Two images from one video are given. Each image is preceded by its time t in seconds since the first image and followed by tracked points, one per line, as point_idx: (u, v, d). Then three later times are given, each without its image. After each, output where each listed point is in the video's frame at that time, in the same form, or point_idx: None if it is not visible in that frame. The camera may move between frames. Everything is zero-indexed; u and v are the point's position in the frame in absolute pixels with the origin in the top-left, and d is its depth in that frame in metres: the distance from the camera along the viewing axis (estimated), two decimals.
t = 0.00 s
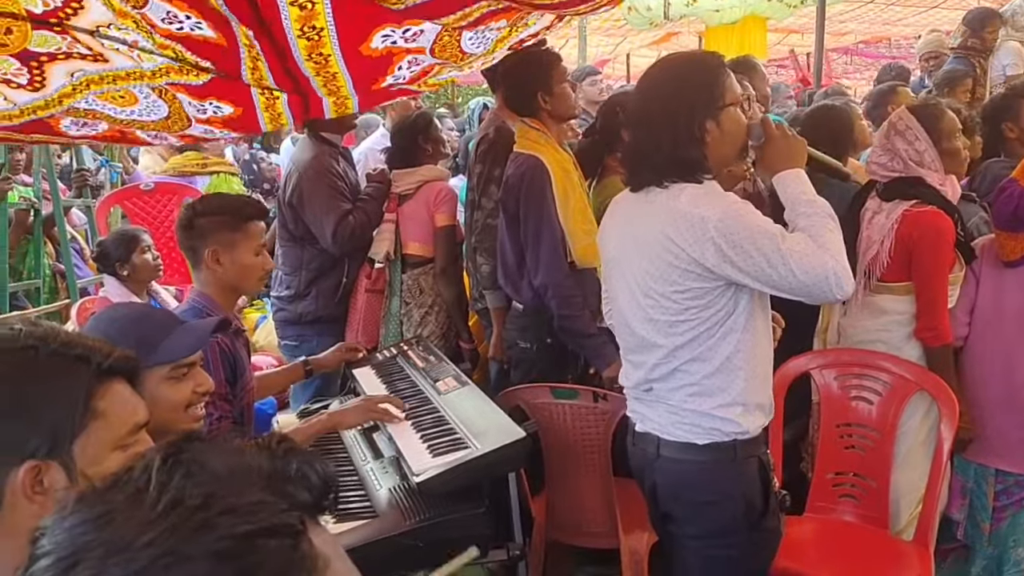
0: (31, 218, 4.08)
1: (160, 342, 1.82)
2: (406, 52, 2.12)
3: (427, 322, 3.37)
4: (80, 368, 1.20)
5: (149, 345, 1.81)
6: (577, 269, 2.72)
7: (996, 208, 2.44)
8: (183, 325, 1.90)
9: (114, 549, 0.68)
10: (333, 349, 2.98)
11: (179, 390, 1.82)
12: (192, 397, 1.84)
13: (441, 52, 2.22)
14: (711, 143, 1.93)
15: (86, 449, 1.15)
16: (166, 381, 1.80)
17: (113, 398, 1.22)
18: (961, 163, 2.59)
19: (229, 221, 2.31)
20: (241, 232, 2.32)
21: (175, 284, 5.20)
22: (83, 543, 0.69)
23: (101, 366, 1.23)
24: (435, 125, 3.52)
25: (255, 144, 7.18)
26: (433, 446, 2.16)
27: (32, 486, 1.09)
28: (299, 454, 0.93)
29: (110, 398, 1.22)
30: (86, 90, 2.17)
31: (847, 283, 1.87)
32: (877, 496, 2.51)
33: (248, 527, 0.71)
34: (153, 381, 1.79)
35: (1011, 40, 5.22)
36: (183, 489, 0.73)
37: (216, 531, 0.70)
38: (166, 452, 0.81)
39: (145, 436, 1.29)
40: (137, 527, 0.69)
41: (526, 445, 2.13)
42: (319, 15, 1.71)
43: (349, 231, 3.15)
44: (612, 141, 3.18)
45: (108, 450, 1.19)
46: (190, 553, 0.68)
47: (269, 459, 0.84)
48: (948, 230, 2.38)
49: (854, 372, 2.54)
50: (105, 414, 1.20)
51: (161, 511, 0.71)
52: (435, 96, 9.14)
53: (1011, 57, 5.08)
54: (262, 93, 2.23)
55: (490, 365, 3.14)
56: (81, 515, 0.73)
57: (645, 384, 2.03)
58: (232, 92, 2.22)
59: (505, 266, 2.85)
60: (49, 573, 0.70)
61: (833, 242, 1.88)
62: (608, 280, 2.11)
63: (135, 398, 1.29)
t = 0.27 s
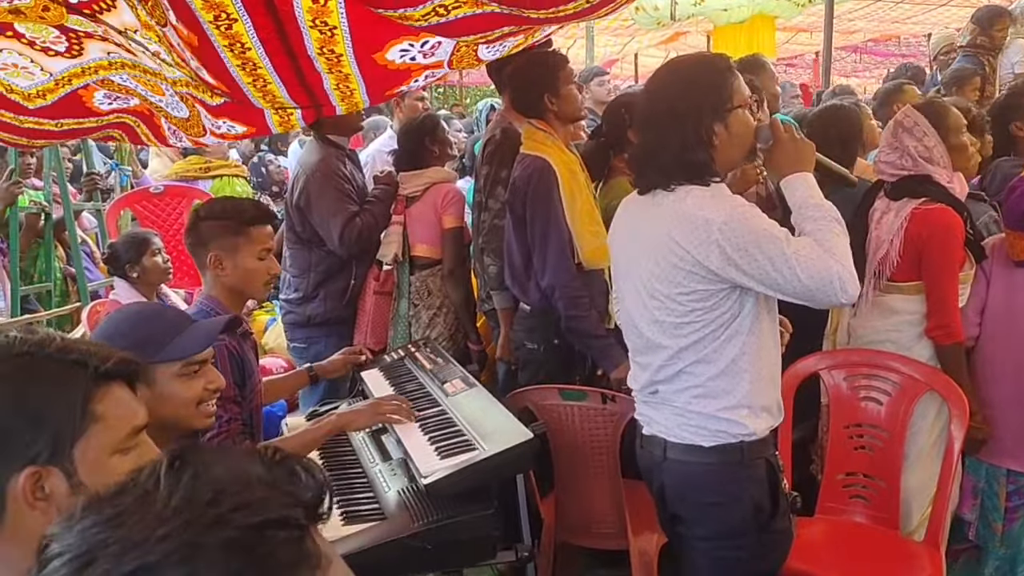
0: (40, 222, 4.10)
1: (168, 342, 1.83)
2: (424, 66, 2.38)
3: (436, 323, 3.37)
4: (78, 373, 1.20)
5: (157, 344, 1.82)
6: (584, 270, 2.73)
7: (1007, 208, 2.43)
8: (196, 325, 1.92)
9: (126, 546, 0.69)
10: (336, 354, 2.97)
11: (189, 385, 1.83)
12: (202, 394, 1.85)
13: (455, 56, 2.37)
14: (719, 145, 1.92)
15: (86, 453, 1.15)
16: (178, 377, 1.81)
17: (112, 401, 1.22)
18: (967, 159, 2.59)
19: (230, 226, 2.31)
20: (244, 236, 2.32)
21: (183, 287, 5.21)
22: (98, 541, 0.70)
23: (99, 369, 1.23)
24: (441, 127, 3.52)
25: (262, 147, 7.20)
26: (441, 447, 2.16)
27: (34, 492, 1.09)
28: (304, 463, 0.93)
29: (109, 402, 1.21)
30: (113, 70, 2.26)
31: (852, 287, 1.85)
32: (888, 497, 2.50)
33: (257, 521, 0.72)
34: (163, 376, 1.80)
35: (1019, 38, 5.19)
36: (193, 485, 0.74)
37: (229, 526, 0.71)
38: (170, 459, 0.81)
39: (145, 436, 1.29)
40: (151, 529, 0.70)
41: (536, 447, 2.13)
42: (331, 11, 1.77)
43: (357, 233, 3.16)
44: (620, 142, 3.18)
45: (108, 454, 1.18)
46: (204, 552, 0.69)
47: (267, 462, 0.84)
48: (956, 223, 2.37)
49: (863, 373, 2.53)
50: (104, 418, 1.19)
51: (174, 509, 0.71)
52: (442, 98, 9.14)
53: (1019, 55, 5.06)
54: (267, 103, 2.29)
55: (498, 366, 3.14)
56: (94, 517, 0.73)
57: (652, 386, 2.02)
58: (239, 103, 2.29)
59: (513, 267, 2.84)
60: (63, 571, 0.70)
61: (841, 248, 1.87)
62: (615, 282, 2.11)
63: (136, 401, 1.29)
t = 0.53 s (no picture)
0: (50, 226, 4.12)
1: (179, 345, 1.83)
2: (431, 63, 2.36)
3: (442, 326, 3.37)
4: (96, 379, 1.20)
5: (171, 345, 1.83)
6: (591, 272, 2.73)
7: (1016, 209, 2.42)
8: (206, 326, 1.93)
9: (128, 544, 0.71)
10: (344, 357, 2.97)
11: (202, 387, 1.84)
12: (213, 396, 1.86)
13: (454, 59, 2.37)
14: (731, 146, 1.92)
15: (103, 458, 1.16)
16: (192, 378, 1.82)
17: (127, 406, 1.23)
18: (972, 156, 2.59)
19: (240, 232, 2.32)
20: (251, 241, 2.33)
21: (192, 290, 5.24)
22: (103, 540, 0.72)
23: (116, 375, 1.24)
24: (448, 131, 3.52)
25: (269, 150, 7.23)
26: (448, 450, 2.16)
27: (51, 498, 1.10)
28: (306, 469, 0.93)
29: (125, 407, 1.22)
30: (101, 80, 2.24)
31: (850, 303, 1.83)
32: (896, 499, 2.49)
33: (254, 515, 0.74)
34: (178, 377, 1.81)
35: None
36: (192, 486, 0.76)
37: (226, 521, 0.72)
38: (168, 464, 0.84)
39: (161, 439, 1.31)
40: (154, 532, 0.71)
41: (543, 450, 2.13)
42: (342, 23, 1.77)
43: (363, 237, 3.15)
44: (627, 144, 3.18)
45: (124, 457, 1.20)
46: (208, 555, 0.70)
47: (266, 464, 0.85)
48: (964, 222, 2.37)
49: (871, 375, 2.52)
50: (120, 423, 1.21)
51: (173, 506, 0.73)
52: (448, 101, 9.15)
53: None
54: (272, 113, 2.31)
55: (505, 369, 3.14)
56: (97, 520, 0.74)
57: (660, 388, 2.02)
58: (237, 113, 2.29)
59: (519, 270, 2.84)
60: (69, 573, 0.71)
61: (848, 266, 1.86)
62: (624, 284, 2.11)
63: (151, 406, 1.30)
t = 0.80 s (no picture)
0: (61, 230, 4.14)
1: (178, 346, 1.85)
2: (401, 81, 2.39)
3: (450, 329, 3.39)
4: (96, 379, 1.21)
5: (170, 345, 1.86)
6: (599, 274, 2.75)
7: None
8: (209, 330, 1.94)
9: (149, 538, 0.72)
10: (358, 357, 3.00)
11: (198, 391, 1.85)
12: (210, 400, 1.87)
13: (422, 73, 2.35)
14: (756, 154, 1.94)
15: (103, 459, 1.17)
16: (187, 381, 1.84)
17: (128, 408, 1.23)
18: (983, 159, 2.58)
19: (258, 234, 2.33)
20: (272, 244, 2.34)
21: (201, 293, 5.27)
22: (126, 532, 0.73)
23: (116, 376, 1.24)
24: (456, 135, 3.53)
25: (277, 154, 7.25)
26: (458, 452, 2.17)
27: (52, 498, 1.14)
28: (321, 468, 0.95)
29: (124, 408, 1.22)
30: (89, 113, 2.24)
31: (850, 325, 1.83)
32: (907, 502, 2.49)
33: (274, 510, 0.75)
34: (173, 379, 1.84)
35: None
36: (215, 482, 0.77)
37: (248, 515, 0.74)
38: (193, 460, 0.85)
39: (163, 441, 1.30)
40: (178, 526, 0.72)
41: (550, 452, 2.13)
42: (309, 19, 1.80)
43: (370, 240, 3.20)
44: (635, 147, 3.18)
45: (127, 460, 1.19)
46: (228, 551, 0.71)
47: (287, 464, 0.86)
48: (974, 226, 2.37)
49: (880, 378, 2.52)
50: (120, 425, 1.20)
51: (197, 500, 0.74)
52: (456, 103, 9.16)
53: None
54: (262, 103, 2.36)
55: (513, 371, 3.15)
56: (120, 512, 0.75)
57: (667, 395, 2.03)
58: (228, 101, 2.31)
59: (527, 272, 2.85)
60: (94, 564, 0.73)
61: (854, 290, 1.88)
62: (630, 290, 2.10)
63: (153, 407, 1.29)
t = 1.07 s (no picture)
0: (71, 230, 4.14)
1: (175, 345, 1.88)
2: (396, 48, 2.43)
3: (455, 331, 3.37)
4: (126, 378, 1.22)
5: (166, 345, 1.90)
6: (607, 276, 2.74)
7: None
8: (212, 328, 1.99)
9: (197, 538, 0.71)
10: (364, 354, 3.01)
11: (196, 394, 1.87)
12: (204, 405, 1.88)
13: (417, 39, 2.40)
14: (766, 157, 1.95)
15: (136, 456, 1.18)
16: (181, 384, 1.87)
17: (158, 405, 1.24)
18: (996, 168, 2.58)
19: (271, 236, 2.34)
20: (285, 245, 2.36)
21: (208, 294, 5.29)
22: (170, 530, 0.72)
23: (145, 374, 1.25)
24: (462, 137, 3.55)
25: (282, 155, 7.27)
26: (466, 453, 2.18)
27: (88, 495, 1.16)
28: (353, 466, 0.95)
29: (155, 405, 1.23)
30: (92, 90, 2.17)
31: (873, 319, 1.86)
32: (912, 504, 2.49)
33: (323, 521, 0.75)
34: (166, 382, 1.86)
35: None
36: (263, 484, 0.76)
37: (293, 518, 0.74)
38: (242, 455, 0.84)
39: (193, 437, 1.30)
40: (226, 526, 0.72)
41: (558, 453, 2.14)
42: None
43: (369, 244, 3.23)
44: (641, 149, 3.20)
45: (158, 454, 1.21)
46: (271, 546, 0.71)
47: (328, 460, 0.87)
48: (981, 234, 2.37)
49: (887, 379, 2.52)
50: (152, 421, 1.22)
51: (247, 500, 0.74)
52: (460, 104, 9.18)
53: None
54: (260, 73, 2.39)
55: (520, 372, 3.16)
56: (167, 507, 0.75)
57: (678, 397, 2.03)
58: (224, 75, 2.33)
59: (535, 274, 2.86)
60: (139, 560, 0.72)
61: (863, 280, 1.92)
62: (639, 292, 2.11)
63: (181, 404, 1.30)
